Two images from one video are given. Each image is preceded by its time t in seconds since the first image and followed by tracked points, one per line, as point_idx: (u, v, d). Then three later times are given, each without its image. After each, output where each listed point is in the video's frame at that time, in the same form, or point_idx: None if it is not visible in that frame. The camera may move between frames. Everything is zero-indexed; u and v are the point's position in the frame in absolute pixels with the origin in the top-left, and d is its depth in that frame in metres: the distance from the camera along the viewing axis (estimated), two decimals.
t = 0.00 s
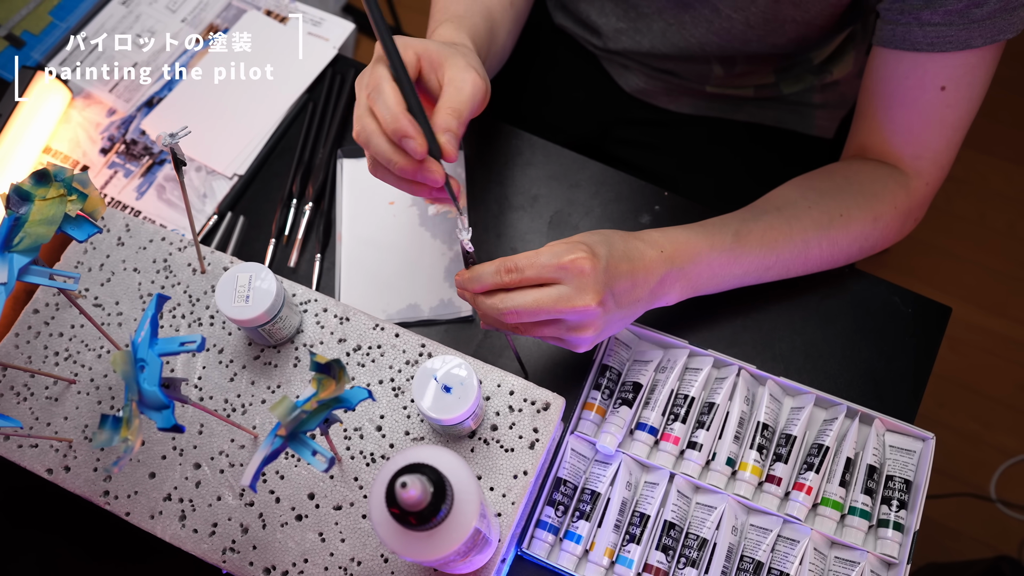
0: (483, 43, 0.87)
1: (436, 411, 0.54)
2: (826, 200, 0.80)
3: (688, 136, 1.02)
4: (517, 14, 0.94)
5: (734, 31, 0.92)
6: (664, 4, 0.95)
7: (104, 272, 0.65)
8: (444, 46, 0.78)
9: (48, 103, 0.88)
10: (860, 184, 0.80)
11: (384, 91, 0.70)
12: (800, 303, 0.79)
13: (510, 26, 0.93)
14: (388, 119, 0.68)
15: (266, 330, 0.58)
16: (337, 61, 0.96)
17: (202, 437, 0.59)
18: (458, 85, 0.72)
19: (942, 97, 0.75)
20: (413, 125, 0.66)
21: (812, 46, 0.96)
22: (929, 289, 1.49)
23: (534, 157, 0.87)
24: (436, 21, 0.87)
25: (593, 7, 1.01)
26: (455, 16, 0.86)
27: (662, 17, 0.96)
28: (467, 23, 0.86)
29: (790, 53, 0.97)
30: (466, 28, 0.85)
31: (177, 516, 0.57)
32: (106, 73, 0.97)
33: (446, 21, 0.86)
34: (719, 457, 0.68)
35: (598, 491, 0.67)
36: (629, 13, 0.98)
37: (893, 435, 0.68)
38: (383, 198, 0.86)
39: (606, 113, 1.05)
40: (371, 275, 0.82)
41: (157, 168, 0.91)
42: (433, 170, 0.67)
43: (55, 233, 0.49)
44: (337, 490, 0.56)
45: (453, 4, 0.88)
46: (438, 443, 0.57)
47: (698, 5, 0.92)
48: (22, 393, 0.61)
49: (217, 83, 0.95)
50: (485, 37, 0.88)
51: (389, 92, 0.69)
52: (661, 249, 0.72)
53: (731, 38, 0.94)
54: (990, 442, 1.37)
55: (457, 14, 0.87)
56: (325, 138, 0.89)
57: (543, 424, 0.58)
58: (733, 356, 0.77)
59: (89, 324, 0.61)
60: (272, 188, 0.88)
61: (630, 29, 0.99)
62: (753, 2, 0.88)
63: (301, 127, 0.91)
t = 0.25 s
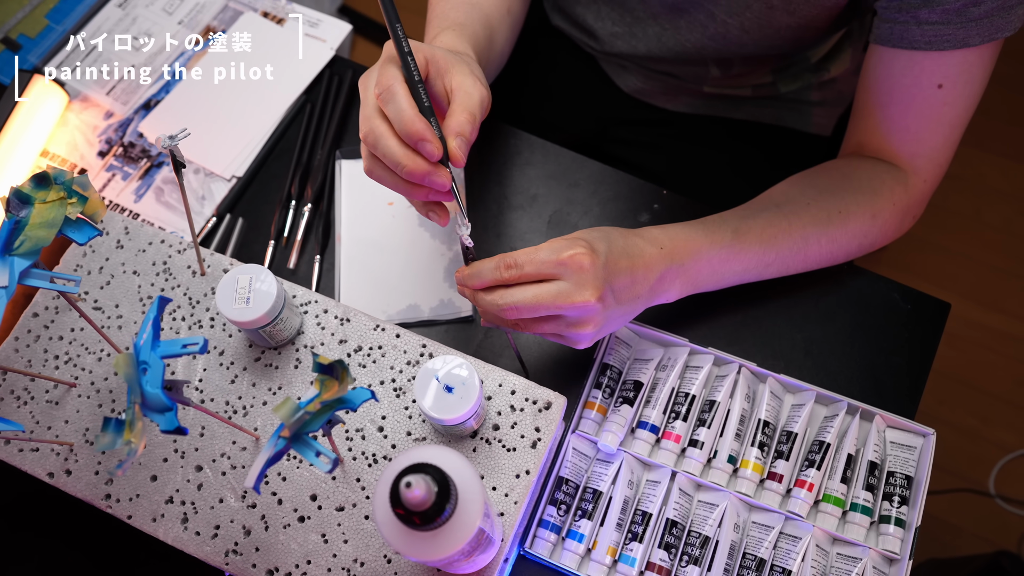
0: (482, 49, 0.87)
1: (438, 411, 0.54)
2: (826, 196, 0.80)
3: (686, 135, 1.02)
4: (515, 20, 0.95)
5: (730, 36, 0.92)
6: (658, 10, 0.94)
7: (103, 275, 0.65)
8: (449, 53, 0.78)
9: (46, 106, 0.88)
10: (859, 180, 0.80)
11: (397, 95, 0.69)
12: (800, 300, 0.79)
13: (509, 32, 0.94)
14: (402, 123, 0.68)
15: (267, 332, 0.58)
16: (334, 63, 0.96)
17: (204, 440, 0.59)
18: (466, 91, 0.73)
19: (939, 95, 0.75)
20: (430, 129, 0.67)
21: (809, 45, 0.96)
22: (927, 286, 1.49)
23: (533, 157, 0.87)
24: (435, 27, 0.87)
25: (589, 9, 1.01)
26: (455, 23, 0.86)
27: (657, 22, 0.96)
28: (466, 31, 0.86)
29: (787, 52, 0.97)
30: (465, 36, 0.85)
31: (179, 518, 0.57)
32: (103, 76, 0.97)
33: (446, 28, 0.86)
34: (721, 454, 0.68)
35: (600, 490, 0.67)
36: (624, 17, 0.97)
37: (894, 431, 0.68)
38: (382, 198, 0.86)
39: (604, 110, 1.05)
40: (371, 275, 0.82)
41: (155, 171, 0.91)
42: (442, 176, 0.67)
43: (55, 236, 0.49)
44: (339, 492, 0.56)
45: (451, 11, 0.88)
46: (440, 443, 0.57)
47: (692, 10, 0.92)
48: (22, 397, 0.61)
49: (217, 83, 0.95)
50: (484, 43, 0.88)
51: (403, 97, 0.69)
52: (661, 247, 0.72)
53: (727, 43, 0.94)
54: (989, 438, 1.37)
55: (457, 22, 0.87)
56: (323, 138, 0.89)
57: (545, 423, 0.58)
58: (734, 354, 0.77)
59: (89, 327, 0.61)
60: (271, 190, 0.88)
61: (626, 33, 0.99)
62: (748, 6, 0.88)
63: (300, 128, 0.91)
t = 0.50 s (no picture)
0: (482, 52, 0.87)
1: (440, 411, 0.54)
2: (824, 192, 0.80)
3: (683, 133, 1.02)
4: (514, 22, 0.95)
5: (727, 36, 0.93)
6: (656, 10, 0.95)
7: (103, 278, 0.65)
8: (447, 55, 0.78)
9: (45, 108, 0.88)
10: (857, 177, 0.80)
11: (389, 95, 0.69)
12: (799, 297, 0.79)
13: (508, 35, 0.94)
14: (396, 123, 0.67)
15: (268, 333, 0.58)
16: (332, 64, 0.96)
17: (205, 442, 0.58)
18: (463, 90, 0.73)
19: (934, 91, 0.75)
20: (424, 127, 0.67)
21: (806, 43, 0.97)
22: (925, 283, 1.49)
23: (531, 157, 0.87)
24: (434, 31, 0.87)
25: (586, 12, 1.01)
26: (454, 26, 0.86)
27: (655, 22, 0.96)
28: (465, 34, 0.86)
29: (783, 50, 0.97)
30: (464, 39, 0.85)
31: (181, 521, 0.57)
32: (101, 78, 0.96)
33: (445, 31, 0.86)
34: (722, 452, 0.68)
35: (602, 488, 0.67)
36: (622, 18, 0.98)
37: (895, 427, 0.68)
38: (381, 199, 0.86)
39: (601, 109, 1.05)
40: (370, 276, 0.82)
41: (153, 173, 0.90)
42: (435, 178, 0.66)
43: (56, 239, 0.49)
44: (341, 493, 0.56)
45: (450, 14, 0.88)
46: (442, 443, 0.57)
47: (690, 11, 0.92)
48: (22, 401, 0.61)
49: (217, 83, 0.95)
50: (483, 46, 0.88)
51: (396, 97, 0.68)
52: (661, 245, 0.72)
53: (724, 43, 0.94)
54: (987, 433, 1.37)
55: (456, 25, 0.87)
56: (322, 139, 0.89)
57: (547, 422, 0.58)
58: (734, 351, 0.77)
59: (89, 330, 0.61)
60: (269, 191, 0.88)
61: (623, 34, 0.99)
62: (745, 8, 0.88)
63: (298, 129, 0.91)
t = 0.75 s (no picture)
0: (479, 54, 0.87)
1: (442, 411, 0.54)
2: (823, 189, 0.81)
3: (681, 132, 1.03)
4: (512, 24, 0.95)
5: (723, 37, 0.93)
6: (652, 11, 0.95)
7: (102, 281, 0.65)
8: (445, 56, 0.78)
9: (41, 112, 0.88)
10: (856, 174, 0.80)
11: (388, 96, 0.69)
12: (798, 294, 0.79)
13: (505, 37, 0.93)
14: (394, 124, 0.68)
15: (268, 335, 0.58)
16: (330, 65, 0.96)
17: (206, 444, 0.58)
18: (462, 93, 0.73)
19: (930, 87, 0.75)
20: (422, 128, 0.67)
21: (802, 41, 0.97)
22: (923, 279, 1.50)
23: (529, 156, 0.87)
24: (431, 35, 0.87)
25: (583, 13, 1.01)
26: (450, 29, 0.87)
27: (651, 24, 0.96)
28: (462, 37, 0.86)
29: (780, 49, 0.98)
30: (462, 42, 0.85)
31: (183, 524, 0.57)
32: (98, 82, 0.96)
33: (442, 35, 0.86)
34: (723, 450, 0.68)
35: (604, 487, 0.67)
36: (618, 20, 0.98)
37: (895, 423, 0.68)
38: (380, 200, 0.86)
39: (598, 108, 1.05)
40: (370, 277, 0.82)
41: (151, 176, 0.90)
42: (436, 177, 0.67)
43: (56, 242, 0.49)
44: (344, 494, 0.56)
45: (448, 17, 0.88)
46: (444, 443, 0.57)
47: (687, 12, 0.92)
48: (23, 405, 0.61)
49: (217, 83, 0.95)
50: (481, 48, 0.88)
51: (394, 98, 0.69)
52: (661, 243, 0.72)
53: (720, 44, 0.94)
54: (986, 429, 1.38)
55: (453, 27, 0.87)
56: (320, 140, 0.89)
57: (548, 421, 0.58)
58: (735, 349, 0.77)
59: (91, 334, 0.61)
60: (268, 193, 0.88)
61: (620, 35, 0.99)
62: (741, 8, 0.88)
63: (296, 130, 0.91)
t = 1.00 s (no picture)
0: (481, 62, 0.87)
1: (444, 411, 0.54)
2: (821, 187, 0.81)
3: (678, 130, 1.03)
4: (511, 32, 0.95)
5: (720, 39, 0.93)
6: (648, 14, 0.95)
7: (102, 284, 0.65)
8: (453, 67, 0.78)
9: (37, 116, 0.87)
10: (854, 172, 0.81)
11: (405, 104, 0.69)
12: (798, 291, 0.80)
13: (504, 44, 0.93)
14: (411, 131, 0.68)
15: (269, 336, 0.58)
16: (327, 66, 0.96)
17: (208, 447, 0.58)
18: (471, 103, 0.73)
19: (927, 84, 0.75)
20: (439, 137, 0.67)
21: (798, 39, 0.97)
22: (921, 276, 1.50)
23: (528, 156, 0.87)
24: (433, 44, 0.87)
25: (580, 16, 1.01)
26: (454, 37, 0.86)
27: (648, 27, 0.96)
28: (465, 45, 0.86)
29: (776, 48, 0.98)
30: (464, 51, 0.85)
31: (185, 526, 0.57)
32: (95, 85, 0.96)
33: (445, 43, 0.86)
34: (725, 447, 0.68)
35: (606, 486, 0.67)
36: (614, 23, 0.98)
37: (896, 419, 0.68)
38: (379, 201, 0.86)
39: (595, 107, 1.05)
40: (370, 278, 0.81)
41: (150, 178, 0.90)
42: (453, 184, 0.66)
43: (56, 244, 0.49)
44: (346, 495, 0.56)
45: (448, 25, 0.88)
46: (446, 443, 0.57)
47: (683, 14, 0.93)
48: (23, 409, 0.60)
49: (217, 83, 0.95)
50: (482, 56, 0.88)
51: (412, 105, 0.68)
52: (660, 242, 0.72)
53: (716, 46, 0.95)
54: (985, 425, 1.38)
55: (455, 35, 0.87)
56: (318, 142, 0.89)
57: (550, 421, 0.58)
58: (735, 347, 0.77)
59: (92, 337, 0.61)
60: (266, 195, 0.88)
61: (616, 38, 0.99)
62: (738, 10, 0.89)
63: (294, 132, 0.91)
